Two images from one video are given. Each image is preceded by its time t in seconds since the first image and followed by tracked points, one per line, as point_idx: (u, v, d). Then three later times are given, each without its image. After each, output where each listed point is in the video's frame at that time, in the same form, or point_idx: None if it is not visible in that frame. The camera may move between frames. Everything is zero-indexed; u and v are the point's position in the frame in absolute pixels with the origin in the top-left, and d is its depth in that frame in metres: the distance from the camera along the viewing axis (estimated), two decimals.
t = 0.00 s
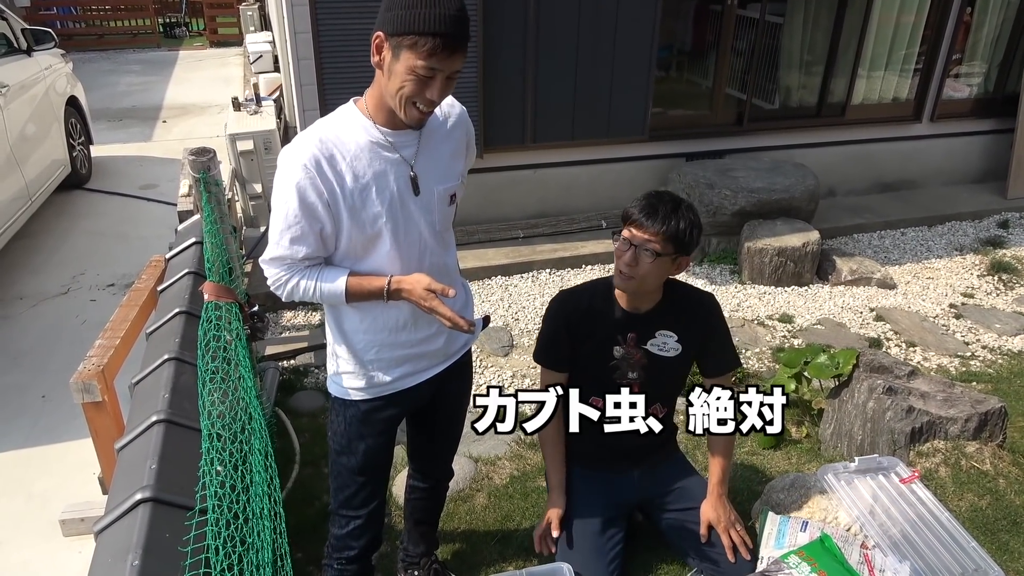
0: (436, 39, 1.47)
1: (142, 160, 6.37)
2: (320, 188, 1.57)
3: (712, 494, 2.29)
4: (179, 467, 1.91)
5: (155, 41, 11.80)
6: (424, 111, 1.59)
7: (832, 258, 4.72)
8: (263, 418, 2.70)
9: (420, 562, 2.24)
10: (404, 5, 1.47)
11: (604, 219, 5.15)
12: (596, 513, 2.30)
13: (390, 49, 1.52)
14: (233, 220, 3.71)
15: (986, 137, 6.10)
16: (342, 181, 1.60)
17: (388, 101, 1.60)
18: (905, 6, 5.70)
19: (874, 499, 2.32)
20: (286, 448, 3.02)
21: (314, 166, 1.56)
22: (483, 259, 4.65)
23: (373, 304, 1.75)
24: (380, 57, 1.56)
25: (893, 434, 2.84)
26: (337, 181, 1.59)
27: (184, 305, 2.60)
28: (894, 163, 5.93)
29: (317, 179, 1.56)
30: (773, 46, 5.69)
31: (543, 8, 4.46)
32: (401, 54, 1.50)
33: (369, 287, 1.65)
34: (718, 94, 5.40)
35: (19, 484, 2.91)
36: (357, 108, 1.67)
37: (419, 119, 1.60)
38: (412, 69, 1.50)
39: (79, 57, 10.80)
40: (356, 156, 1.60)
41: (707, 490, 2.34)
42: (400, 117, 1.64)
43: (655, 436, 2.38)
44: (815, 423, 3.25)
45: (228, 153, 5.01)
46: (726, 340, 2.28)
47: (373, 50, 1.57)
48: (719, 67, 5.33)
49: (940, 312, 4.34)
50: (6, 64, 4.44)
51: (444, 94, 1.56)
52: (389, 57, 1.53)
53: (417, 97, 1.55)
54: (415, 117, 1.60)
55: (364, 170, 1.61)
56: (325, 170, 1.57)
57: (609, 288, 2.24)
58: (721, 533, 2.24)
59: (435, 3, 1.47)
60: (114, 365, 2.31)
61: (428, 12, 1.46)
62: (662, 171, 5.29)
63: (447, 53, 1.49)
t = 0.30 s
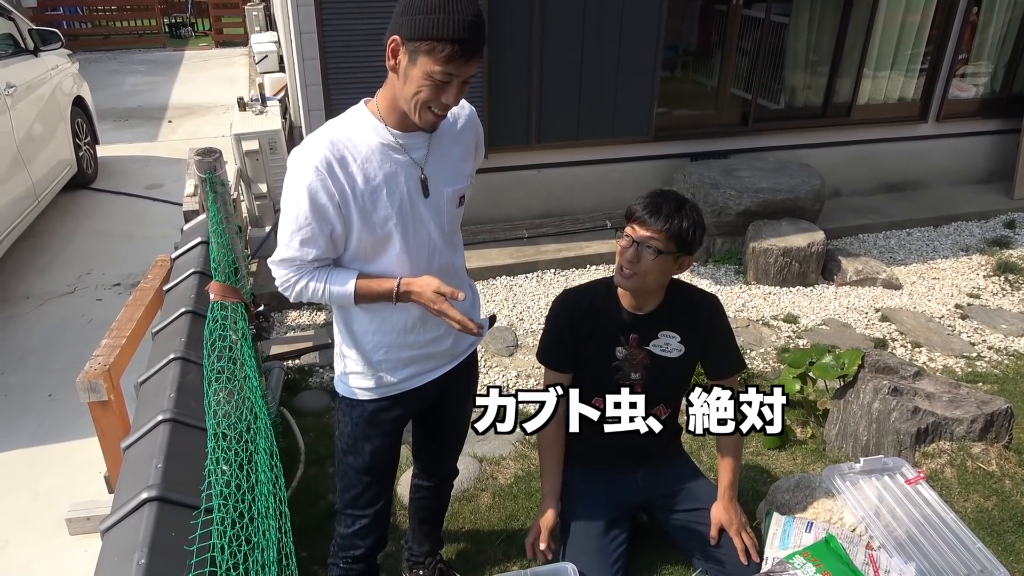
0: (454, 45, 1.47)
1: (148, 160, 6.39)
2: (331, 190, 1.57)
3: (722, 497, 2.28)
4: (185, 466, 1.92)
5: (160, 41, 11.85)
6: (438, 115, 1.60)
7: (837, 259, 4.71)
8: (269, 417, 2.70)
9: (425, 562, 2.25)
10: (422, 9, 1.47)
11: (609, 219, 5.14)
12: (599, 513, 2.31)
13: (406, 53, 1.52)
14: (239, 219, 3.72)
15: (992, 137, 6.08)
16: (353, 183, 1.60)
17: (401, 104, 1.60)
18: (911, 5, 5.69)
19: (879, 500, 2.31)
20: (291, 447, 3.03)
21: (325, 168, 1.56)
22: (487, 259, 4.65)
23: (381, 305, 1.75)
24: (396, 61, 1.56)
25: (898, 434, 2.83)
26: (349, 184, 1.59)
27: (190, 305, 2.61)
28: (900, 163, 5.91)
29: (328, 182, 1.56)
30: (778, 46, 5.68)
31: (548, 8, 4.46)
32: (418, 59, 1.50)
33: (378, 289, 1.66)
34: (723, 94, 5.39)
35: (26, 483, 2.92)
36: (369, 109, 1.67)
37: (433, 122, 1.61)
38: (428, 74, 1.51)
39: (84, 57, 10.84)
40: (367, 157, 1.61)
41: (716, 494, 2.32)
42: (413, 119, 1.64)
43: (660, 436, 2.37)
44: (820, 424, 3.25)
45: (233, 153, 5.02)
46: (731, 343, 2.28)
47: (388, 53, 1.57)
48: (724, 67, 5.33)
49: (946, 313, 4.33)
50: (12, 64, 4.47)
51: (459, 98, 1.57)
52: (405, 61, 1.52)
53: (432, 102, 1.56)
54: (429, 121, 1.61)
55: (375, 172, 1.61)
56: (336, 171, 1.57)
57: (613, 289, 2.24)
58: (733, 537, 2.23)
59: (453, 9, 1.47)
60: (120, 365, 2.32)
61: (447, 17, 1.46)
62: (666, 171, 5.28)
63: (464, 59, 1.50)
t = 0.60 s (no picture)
0: (469, 44, 1.48)
1: (151, 160, 6.40)
2: (341, 190, 1.57)
3: (725, 495, 2.28)
4: (189, 466, 1.92)
5: (163, 41, 11.91)
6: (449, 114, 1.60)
7: (841, 259, 4.70)
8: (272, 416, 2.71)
9: (429, 561, 2.25)
10: (436, 8, 1.47)
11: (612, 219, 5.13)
12: (601, 512, 2.31)
13: (420, 52, 1.52)
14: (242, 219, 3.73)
15: (996, 137, 6.06)
16: (362, 182, 1.60)
17: (412, 104, 1.60)
18: (915, 5, 5.68)
19: (882, 500, 2.31)
20: (295, 446, 3.04)
21: (335, 168, 1.56)
22: (490, 259, 4.65)
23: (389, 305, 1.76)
24: (408, 60, 1.55)
25: (901, 434, 2.83)
26: (358, 182, 1.60)
27: (193, 304, 2.62)
28: (904, 162, 5.90)
29: (338, 181, 1.57)
30: (781, 46, 5.67)
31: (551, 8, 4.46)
32: (433, 58, 1.50)
33: (388, 288, 1.67)
34: (726, 93, 5.38)
35: (30, 481, 2.93)
36: (377, 109, 1.66)
37: (444, 122, 1.61)
38: (442, 72, 1.50)
39: (88, 58, 10.87)
40: (375, 156, 1.61)
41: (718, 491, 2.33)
42: (422, 119, 1.64)
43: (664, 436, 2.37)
44: (823, 424, 3.24)
45: (237, 153, 5.04)
46: (733, 343, 2.28)
47: (399, 52, 1.56)
48: (727, 66, 5.33)
49: (950, 313, 4.32)
50: (17, 65, 4.48)
51: (470, 97, 1.58)
52: (418, 60, 1.52)
53: (445, 101, 1.55)
54: (441, 121, 1.61)
55: (384, 170, 1.62)
56: (345, 170, 1.58)
57: (614, 288, 2.24)
58: (736, 536, 2.24)
59: (467, 7, 1.47)
60: (123, 364, 2.32)
61: (462, 16, 1.47)
62: (669, 171, 5.28)
63: (477, 58, 1.50)
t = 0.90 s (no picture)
0: (480, 42, 1.48)
1: (155, 160, 6.41)
2: (347, 189, 1.57)
3: (743, 498, 2.26)
4: (193, 465, 1.93)
5: (167, 42, 11.96)
6: (457, 111, 1.60)
7: (844, 258, 4.69)
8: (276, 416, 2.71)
9: (432, 560, 2.25)
10: (445, 6, 1.47)
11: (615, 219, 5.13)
12: (604, 511, 2.31)
13: (429, 51, 1.51)
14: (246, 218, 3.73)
15: (1001, 136, 6.05)
16: (368, 181, 1.61)
17: (420, 102, 1.60)
18: (919, 4, 5.67)
19: (886, 500, 2.30)
20: (298, 445, 3.04)
21: (341, 167, 1.56)
22: (493, 259, 4.65)
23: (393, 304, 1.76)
24: (417, 59, 1.54)
25: (905, 434, 2.82)
26: (364, 181, 1.60)
27: (197, 304, 2.62)
28: (907, 162, 5.89)
29: (344, 180, 1.57)
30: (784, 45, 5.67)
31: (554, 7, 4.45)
32: (443, 57, 1.49)
33: (394, 287, 1.67)
34: (729, 93, 5.38)
35: (35, 480, 2.94)
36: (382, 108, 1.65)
37: (452, 119, 1.61)
38: (452, 70, 1.50)
39: (92, 58, 10.89)
40: (381, 155, 1.61)
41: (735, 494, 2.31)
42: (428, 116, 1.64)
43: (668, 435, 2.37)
44: (826, 423, 3.24)
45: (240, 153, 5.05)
46: (739, 344, 2.27)
47: (406, 51, 1.55)
48: (730, 66, 5.32)
49: (953, 313, 4.31)
50: (21, 65, 4.49)
51: (478, 94, 1.58)
52: (427, 59, 1.52)
53: (455, 99, 1.55)
54: (449, 118, 1.60)
55: (389, 169, 1.62)
56: (351, 169, 1.58)
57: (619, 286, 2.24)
58: (743, 540, 2.23)
59: (476, 6, 1.48)
60: (127, 364, 2.33)
61: (472, 14, 1.47)
62: (672, 171, 5.28)
63: (487, 55, 1.51)
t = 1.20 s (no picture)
0: (481, 43, 1.48)
1: (157, 160, 6.42)
2: (348, 189, 1.57)
3: (751, 504, 2.25)
4: (195, 465, 1.93)
5: (169, 42, 11.98)
6: (458, 112, 1.60)
7: (847, 259, 4.69)
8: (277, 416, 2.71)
9: (433, 560, 2.25)
10: (448, 7, 1.47)
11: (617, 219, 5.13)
12: (606, 512, 2.31)
13: (430, 51, 1.51)
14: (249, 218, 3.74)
15: (1004, 136, 6.04)
16: (370, 181, 1.61)
17: (421, 102, 1.60)
18: (922, 4, 5.67)
19: (889, 500, 2.30)
20: (300, 445, 3.05)
21: (343, 166, 1.56)
22: (495, 259, 4.65)
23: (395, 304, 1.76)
24: (418, 59, 1.55)
25: (908, 435, 2.82)
26: (365, 181, 1.60)
27: (199, 304, 2.62)
28: (910, 162, 5.88)
29: (345, 180, 1.57)
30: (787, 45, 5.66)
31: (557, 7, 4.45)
32: (444, 57, 1.50)
33: (395, 286, 1.67)
34: (731, 93, 5.37)
35: (38, 480, 2.95)
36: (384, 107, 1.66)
37: (452, 119, 1.61)
38: (453, 71, 1.50)
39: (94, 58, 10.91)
40: (383, 155, 1.61)
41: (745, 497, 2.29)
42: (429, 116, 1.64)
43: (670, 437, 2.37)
44: (829, 424, 3.23)
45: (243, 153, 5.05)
46: (743, 347, 2.27)
47: (408, 50, 1.55)
48: (732, 66, 5.31)
49: (956, 313, 4.30)
50: (24, 65, 4.50)
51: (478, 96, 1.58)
52: (429, 58, 1.52)
53: (455, 99, 1.55)
54: (449, 119, 1.60)
55: (391, 169, 1.62)
56: (353, 169, 1.58)
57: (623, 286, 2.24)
58: (746, 544, 2.23)
59: (480, 8, 1.48)
60: (130, 363, 2.33)
61: (475, 16, 1.47)
62: (674, 171, 5.28)
63: (488, 57, 1.51)
